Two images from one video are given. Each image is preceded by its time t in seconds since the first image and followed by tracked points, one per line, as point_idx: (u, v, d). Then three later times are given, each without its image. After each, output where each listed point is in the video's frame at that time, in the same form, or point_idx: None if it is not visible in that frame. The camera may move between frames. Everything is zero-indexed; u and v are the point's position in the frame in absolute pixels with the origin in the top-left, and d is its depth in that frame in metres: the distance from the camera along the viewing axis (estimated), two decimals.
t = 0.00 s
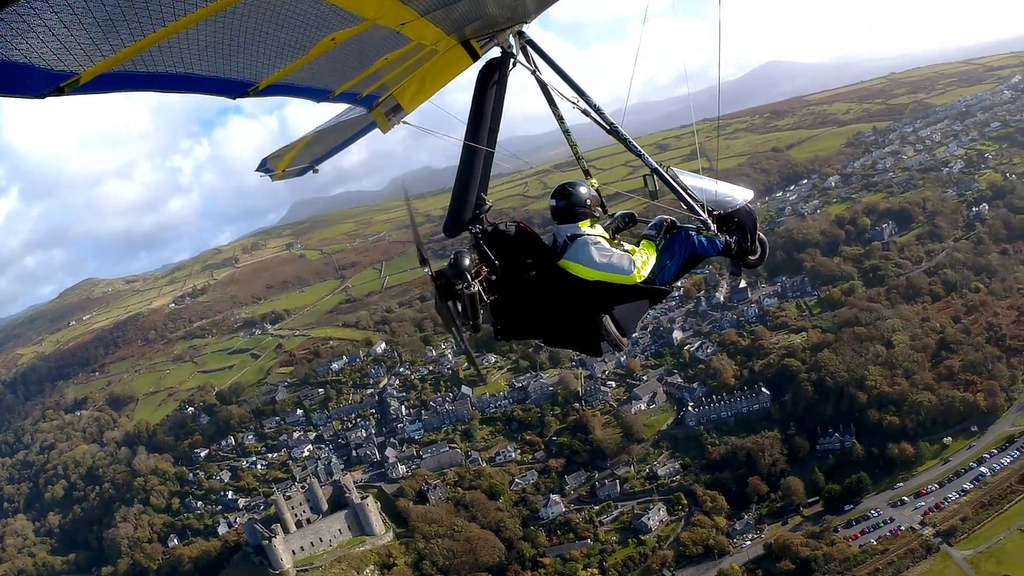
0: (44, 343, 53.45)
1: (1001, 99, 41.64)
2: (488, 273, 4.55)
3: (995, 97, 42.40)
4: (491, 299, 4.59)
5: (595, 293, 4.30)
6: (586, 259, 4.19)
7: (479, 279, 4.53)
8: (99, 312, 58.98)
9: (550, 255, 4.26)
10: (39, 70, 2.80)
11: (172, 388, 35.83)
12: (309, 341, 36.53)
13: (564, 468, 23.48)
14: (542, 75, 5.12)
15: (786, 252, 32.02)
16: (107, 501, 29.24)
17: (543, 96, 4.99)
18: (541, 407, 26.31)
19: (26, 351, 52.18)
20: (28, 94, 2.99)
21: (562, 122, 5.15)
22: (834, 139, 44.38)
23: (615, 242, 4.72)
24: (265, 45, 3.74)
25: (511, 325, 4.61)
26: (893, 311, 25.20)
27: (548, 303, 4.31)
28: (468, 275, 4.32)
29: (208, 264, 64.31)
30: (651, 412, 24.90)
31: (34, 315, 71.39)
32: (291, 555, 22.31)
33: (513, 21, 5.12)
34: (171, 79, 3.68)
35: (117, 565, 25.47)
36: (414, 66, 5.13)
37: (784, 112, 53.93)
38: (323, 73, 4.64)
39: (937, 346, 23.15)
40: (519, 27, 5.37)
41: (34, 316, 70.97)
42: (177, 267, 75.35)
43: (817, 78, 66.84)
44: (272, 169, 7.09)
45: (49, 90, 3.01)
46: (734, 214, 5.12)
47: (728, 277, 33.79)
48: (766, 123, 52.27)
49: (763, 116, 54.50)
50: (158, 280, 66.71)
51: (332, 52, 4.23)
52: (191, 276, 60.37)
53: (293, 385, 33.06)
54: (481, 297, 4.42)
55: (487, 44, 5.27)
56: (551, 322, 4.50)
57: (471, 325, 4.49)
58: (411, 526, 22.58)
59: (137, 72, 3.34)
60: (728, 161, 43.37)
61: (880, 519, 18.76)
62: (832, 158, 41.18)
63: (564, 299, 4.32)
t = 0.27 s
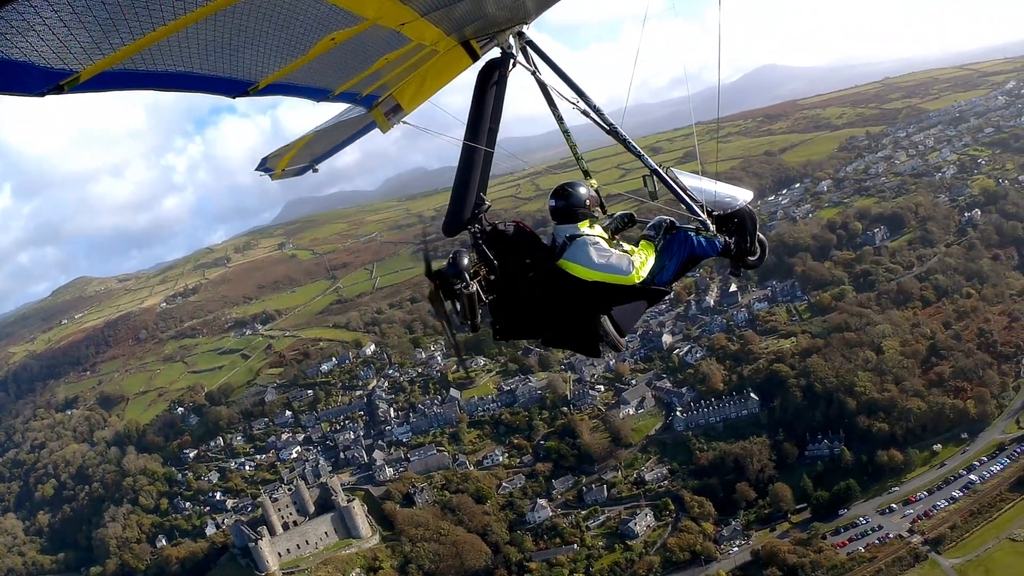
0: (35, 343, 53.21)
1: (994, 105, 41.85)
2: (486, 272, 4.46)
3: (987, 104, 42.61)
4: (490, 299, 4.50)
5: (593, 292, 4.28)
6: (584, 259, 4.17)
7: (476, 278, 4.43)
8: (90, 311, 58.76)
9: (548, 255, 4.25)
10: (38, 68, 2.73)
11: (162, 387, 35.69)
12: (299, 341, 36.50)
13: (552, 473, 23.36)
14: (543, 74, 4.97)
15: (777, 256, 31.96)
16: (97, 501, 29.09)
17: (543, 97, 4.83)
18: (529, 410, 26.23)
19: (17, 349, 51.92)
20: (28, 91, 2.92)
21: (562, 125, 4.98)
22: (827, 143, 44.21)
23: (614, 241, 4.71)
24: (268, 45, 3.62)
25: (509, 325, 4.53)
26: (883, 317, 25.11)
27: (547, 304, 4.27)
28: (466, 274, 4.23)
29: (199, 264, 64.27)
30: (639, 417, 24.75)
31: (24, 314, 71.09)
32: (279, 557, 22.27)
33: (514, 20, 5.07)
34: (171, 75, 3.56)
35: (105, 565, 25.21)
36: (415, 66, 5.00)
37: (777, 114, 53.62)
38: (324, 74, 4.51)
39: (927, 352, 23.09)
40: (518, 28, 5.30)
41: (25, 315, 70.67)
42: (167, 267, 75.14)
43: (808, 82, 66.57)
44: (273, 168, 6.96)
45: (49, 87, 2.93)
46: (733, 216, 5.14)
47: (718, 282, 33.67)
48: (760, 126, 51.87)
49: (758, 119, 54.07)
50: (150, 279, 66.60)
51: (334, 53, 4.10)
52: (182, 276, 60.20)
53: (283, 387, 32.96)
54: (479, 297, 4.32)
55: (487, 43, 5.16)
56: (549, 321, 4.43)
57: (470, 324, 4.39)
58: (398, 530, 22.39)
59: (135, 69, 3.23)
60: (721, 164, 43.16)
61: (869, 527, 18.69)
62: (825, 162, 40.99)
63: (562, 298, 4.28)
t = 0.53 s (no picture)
0: (28, 341, 53.10)
1: (989, 109, 41.91)
2: (487, 272, 4.35)
3: (982, 107, 42.70)
4: (490, 300, 4.38)
5: (593, 293, 4.05)
6: (585, 260, 3.94)
7: (477, 278, 4.33)
8: (84, 310, 58.67)
9: (549, 254, 4.03)
10: (39, 67, 2.61)
11: (153, 387, 35.64)
12: (291, 342, 36.48)
13: (541, 476, 23.24)
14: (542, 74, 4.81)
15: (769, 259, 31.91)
16: (88, 501, 29.01)
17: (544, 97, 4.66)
18: (519, 413, 26.14)
19: (10, 348, 51.80)
20: (30, 90, 2.80)
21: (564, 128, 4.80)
22: (821, 146, 44.06)
23: (614, 241, 4.45)
24: (269, 44, 3.51)
25: (510, 325, 4.37)
26: (875, 321, 24.99)
27: (546, 303, 4.05)
28: (465, 273, 4.20)
29: (192, 263, 64.26)
30: (629, 421, 24.65)
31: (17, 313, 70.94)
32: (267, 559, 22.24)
33: (514, 23, 4.95)
34: (172, 72, 3.44)
35: (95, 565, 25.14)
36: (417, 68, 4.90)
37: (771, 117, 53.40)
38: (324, 74, 4.41)
39: (919, 356, 22.96)
40: (522, 30, 5.18)
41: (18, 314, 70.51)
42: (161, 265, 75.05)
43: (801, 85, 66.35)
44: (272, 166, 6.54)
45: (49, 86, 2.79)
46: (735, 215, 4.76)
47: (711, 285, 33.55)
48: (755, 128, 51.65)
49: (752, 121, 53.83)
50: (144, 279, 66.54)
51: (335, 53, 4.00)
52: (175, 275, 60.15)
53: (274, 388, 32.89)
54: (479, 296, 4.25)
55: (488, 45, 5.03)
56: (548, 322, 4.23)
57: (471, 323, 4.36)
58: (386, 532, 22.32)
59: (135, 66, 3.09)
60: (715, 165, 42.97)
61: (859, 532, 18.54)
62: (819, 166, 40.74)
63: (562, 298, 4.06)
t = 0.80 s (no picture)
0: (21, 341, 52.96)
1: (983, 113, 41.99)
2: (488, 270, 4.31)
3: (977, 111, 42.82)
4: (493, 299, 4.37)
5: (595, 291, 4.17)
6: (586, 259, 4.04)
7: (479, 277, 4.29)
8: (77, 309, 58.54)
9: (551, 254, 4.12)
10: (43, 64, 2.81)
11: (145, 387, 35.57)
12: (281, 343, 36.45)
13: (529, 480, 23.15)
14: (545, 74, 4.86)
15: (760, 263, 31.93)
16: (79, 501, 28.91)
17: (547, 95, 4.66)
18: (507, 416, 26.02)
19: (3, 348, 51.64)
20: (32, 88, 3.01)
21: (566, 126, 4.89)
22: (815, 148, 43.77)
23: (615, 242, 4.53)
24: (270, 41, 3.72)
25: (511, 324, 4.39)
26: (866, 326, 24.88)
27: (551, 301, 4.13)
28: (469, 272, 4.13)
29: (185, 264, 64.22)
30: (618, 425, 24.54)
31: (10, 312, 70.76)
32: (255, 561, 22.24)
33: (518, 20, 4.95)
34: (176, 70, 3.67)
35: (84, 566, 25.04)
36: (420, 66, 5.08)
37: (765, 120, 53.09)
38: (329, 70, 4.62)
39: (911, 362, 22.87)
40: (524, 28, 5.17)
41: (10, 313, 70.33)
42: (153, 265, 74.88)
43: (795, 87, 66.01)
44: (274, 165, 6.72)
45: (54, 83, 3.01)
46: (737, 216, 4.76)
47: (703, 288, 33.41)
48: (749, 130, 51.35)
49: (746, 123, 53.52)
50: (137, 278, 66.46)
51: (339, 50, 4.21)
52: (168, 276, 60.04)
53: (264, 389, 32.82)
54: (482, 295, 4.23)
55: (492, 44, 5.08)
56: (551, 322, 4.33)
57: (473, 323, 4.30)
58: (373, 535, 22.19)
59: (139, 64, 3.32)
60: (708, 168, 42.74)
61: (848, 539, 18.44)
62: (812, 168, 40.25)
63: (565, 297, 4.17)
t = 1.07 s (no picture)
0: (13, 342, 52.81)
1: (977, 115, 42.36)
2: (493, 268, 4.18)
3: (969, 113, 43.10)
4: (496, 298, 4.25)
5: (596, 290, 4.17)
6: (587, 255, 4.00)
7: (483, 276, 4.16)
8: (70, 311, 58.44)
9: (555, 250, 4.12)
10: (47, 59, 2.76)
11: (137, 389, 35.48)
12: (272, 344, 36.34)
13: (518, 484, 23.03)
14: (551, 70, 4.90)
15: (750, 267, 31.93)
16: (71, 503, 28.79)
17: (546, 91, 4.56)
18: (496, 420, 25.90)
19: None
20: (35, 81, 2.96)
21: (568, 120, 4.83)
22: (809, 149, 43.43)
23: (620, 241, 4.53)
24: (276, 36, 3.65)
25: (514, 322, 4.36)
26: (858, 330, 24.74)
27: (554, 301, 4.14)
28: (474, 271, 3.99)
29: (177, 265, 64.15)
30: (607, 428, 24.42)
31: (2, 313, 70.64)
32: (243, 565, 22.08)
33: (523, 18, 4.84)
34: (181, 64, 3.62)
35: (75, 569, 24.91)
36: (422, 66, 4.97)
37: (758, 121, 52.87)
38: (333, 66, 4.55)
39: (902, 366, 22.75)
40: (529, 25, 5.04)
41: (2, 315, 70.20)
42: (146, 267, 74.79)
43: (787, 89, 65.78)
44: (278, 161, 7.04)
45: (56, 77, 2.97)
46: (739, 214, 4.81)
47: (695, 291, 33.28)
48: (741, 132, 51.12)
49: (738, 124, 53.32)
50: (129, 280, 66.36)
51: (344, 46, 4.13)
52: (160, 277, 59.98)
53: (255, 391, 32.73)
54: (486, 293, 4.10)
55: (495, 41, 4.88)
56: (554, 320, 4.34)
57: (476, 323, 4.17)
58: (362, 539, 22.08)
59: (143, 57, 3.26)
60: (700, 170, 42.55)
61: (838, 544, 18.25)
62: (804, 170, 39.81)
63: (567, 296, 4.18)
